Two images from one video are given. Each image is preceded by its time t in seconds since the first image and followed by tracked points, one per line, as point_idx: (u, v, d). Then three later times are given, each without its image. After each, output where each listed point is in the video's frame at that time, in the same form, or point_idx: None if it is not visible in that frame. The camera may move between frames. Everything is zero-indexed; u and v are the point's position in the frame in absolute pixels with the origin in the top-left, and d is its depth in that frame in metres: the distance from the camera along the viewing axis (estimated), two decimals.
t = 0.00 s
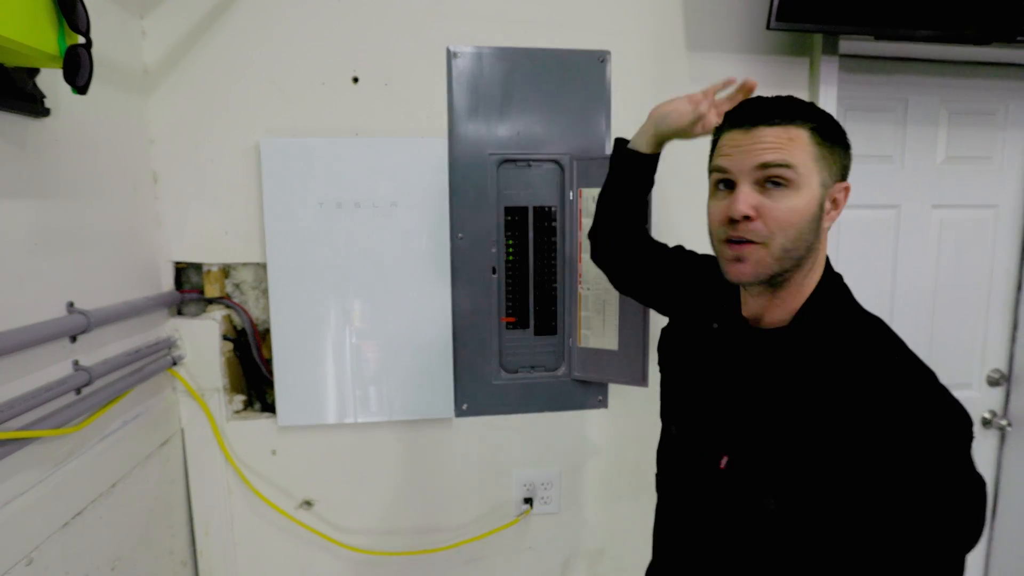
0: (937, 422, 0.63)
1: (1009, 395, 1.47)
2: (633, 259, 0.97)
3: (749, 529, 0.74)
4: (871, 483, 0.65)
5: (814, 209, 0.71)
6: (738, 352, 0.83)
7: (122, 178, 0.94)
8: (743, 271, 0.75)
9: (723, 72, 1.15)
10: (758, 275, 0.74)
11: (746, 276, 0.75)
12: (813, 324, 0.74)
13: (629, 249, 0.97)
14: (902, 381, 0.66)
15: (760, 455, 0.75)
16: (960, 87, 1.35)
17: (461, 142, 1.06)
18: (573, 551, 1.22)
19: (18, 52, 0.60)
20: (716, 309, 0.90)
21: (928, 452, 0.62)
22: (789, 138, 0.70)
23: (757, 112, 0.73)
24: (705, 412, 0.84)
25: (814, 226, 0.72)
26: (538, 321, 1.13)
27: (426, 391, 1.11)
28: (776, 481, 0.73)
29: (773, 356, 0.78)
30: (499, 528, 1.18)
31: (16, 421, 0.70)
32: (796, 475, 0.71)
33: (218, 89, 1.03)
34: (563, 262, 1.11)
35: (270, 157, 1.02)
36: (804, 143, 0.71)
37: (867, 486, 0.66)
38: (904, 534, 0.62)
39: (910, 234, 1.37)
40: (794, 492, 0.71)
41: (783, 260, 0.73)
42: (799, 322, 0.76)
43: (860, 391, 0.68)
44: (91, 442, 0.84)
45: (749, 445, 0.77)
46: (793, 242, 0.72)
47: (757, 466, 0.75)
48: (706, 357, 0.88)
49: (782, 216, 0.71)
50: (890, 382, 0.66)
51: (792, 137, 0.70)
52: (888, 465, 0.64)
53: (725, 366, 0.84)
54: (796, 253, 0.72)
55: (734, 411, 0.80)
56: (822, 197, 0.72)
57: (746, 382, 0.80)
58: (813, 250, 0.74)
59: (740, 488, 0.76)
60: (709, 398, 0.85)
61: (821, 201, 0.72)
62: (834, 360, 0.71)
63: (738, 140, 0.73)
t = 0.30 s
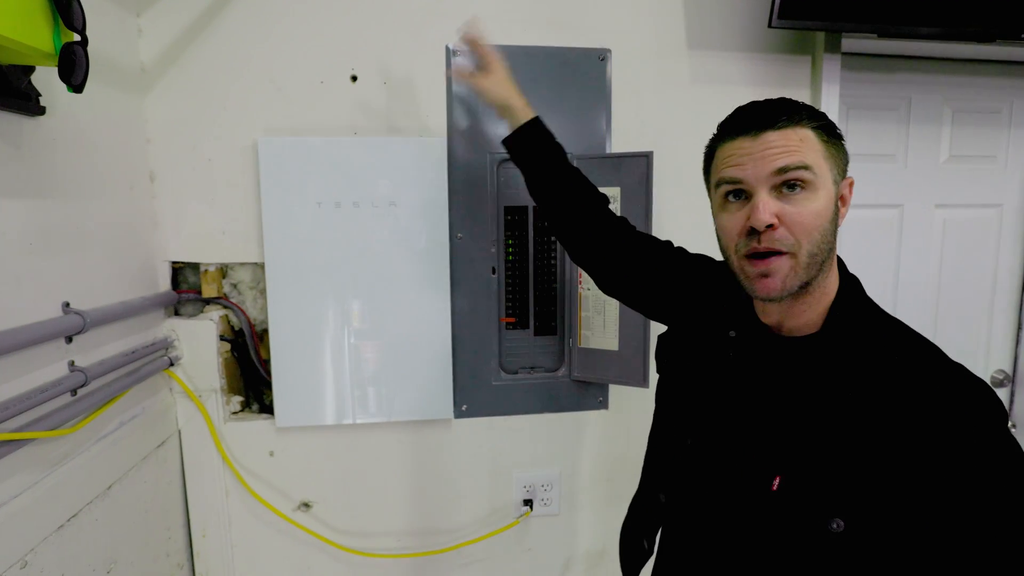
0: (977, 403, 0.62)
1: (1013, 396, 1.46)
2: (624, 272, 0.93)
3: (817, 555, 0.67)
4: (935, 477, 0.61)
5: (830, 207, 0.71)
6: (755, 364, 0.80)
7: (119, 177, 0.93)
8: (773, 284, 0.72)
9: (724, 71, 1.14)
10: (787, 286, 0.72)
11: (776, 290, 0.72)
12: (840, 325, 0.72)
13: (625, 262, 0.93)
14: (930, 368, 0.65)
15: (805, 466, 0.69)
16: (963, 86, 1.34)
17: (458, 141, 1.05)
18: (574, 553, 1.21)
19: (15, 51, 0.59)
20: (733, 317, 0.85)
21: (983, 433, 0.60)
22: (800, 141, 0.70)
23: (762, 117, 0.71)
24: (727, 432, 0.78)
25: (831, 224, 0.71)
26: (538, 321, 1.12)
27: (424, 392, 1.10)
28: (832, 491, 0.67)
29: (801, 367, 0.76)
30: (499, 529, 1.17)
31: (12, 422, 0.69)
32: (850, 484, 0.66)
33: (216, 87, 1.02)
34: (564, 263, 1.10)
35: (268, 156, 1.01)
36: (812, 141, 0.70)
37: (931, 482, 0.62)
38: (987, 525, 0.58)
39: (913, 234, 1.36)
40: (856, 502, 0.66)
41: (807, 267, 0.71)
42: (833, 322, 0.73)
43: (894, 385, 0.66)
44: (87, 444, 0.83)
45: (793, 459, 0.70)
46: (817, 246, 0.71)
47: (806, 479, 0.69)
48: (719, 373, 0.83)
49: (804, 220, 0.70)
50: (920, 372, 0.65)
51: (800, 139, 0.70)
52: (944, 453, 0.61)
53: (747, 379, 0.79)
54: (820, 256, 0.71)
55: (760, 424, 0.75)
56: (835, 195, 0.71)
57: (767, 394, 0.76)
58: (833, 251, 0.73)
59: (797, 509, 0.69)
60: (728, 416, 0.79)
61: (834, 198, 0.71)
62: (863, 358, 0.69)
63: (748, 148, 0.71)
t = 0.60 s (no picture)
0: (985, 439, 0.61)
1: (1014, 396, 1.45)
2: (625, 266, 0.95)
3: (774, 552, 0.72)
4: (905, 499, 0.63)
5: (730, 216, 0.75)
6: (753, 364, 0.81)
7: (119, 177, 0.93)
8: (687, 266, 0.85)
9: (724, 71, 1.14)
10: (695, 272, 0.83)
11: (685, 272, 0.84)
12: (832, 336, 0.73)
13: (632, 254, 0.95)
14: (940, 393, 0.64)
15: (780, 471, 0.73)
16: (963, 86, 1.34)
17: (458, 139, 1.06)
18: (574, 553, 1.20)
19: (14, 50, 0.59)
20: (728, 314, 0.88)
21: (982, 470, 0.59)
22: (715, 149, 0.75)
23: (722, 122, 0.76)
24: (716, 426, 0.82)
25: (732, 233, 0.75)
26: (538, 321, 1.12)
27: (424, 393, 1.10)
28: (800, 499, 0.71)
29: (792, 366, 0.76)
30: (499, 530, 1.17)
31: (11, 422, 0.69)
32: (830, 480, 0.70)
33: (216, 88, 1.02)
34: (564, 263, 1.10)
35: (267, 156, 1.01)
36: (727, 153, 0.74)
37: (901, 503, 0.64)
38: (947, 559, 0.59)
39: (913, 233, 1.36)
40: (818, 512, 0.70)
41: (704, 262, 0.80)
42: (815, 334, 0.74)
43: (898, 404, 0.66)
44: (87, 444, 0.83)
45: (779, 454, 0.74)
46: (712, 247, 0.78)
47: (780, 484, 0.73)
48: (712, 367, 0.86)
49: (699, 220, 0.78)
50: (928, 395, 0.65)
51: (717, 148, 0.75)
52: (883, 488, 0.65)
53: (736, 376, 0.82)
54: (716, 257, 0.78)
55: (753, 425, 0.78)
56: (739, 206, 0.74)
57: (766, 395, 0.78)
58: (743, 258, 0.76)
59: (778, 497, 0.73)
60: (722, 412, 0.82)
61: (740, 209, 0.74)
62: (861, 370, 0.70)
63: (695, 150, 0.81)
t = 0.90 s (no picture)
0: (926, 463, 0.67)
1: (1013, 396, 1.46)
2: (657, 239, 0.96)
3: (711, 528, 0.82)
4: (830, 501, 0.70)
5: (706, 211, 0.80)
6: (733, 358, 0.85)
7: (119, 177, 0.93)
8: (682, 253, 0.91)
9: (724, 70, 1.14)
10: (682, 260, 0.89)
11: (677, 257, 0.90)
12: (798, 341, 0.76)
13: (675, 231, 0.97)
14: (901, 413, 0.68)
15: (735, 459, 0.81)
16: (963, 86, 1.34)
17: (458, 139, 1.06)
18: (574, 553, 1.20)
19: (14, 50, 0.59)
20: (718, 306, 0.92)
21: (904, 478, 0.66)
22: (702, 146, 0.80)
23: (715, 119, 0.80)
24: (696, 412, 0.88)
25: (707, 227, 0.81)
26: (538, 321, 1.12)
27: (424, 393, 1.10)
28: (741, 486, 0.79)
29: (762, 363, 0.80)
30: (499, 530, 1.17)
31: (11, 422, 0.69)
32: (785, 467, 0.75)
33: (216, 88, 1.02)
34: (564, 262, 1.10)
35: (267, 157, 1.01)
36: (710, 150, 0.79)
37: (826, 505, 0.71)
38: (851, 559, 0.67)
39: (913, 233, 1.36)
40: (753, 499, 0.78)
41: (686, 252, 0.86)
42: (774, 338, 0.79)
43: (856, 417, 0.69)
44: (87, 444, 0.83)
45: (744, 438, 0.80)
46: (692, 237, 0.84)
47: (732, 471, 0.81)
48: (700, 350, 0.91)
49: (687, 211, 0.85)
50: (888, 411, 0.68)
51: (703, 145, 0.80)
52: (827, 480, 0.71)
53: (717, 362, 0.87)
54: (694, 247, 0.84)
55: (726, 415, 0.83)
56: (714, 203, 0.79)
57: (742, 389, 0.82)
58: (717, 251, 0.81)
59: (740, 476, 0.80)
60: (703, 400, 0.87)
61: (715, 206, 0.79)
62: (821, 369, 0.73)
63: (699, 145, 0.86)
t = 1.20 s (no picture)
0: (904, 458, 0.67)
1: (1013, 396, 1.46)
2: (652, 240, 0.96)
3: (700, 522, 0.84)
4: (798, 498, 0.71)
5: (690, 210, 0.81)
6: (721, 356, 0.86)
7: (119, 177, 0.93)
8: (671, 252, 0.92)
9: (724, 70, 1.14)
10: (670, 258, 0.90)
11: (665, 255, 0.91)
12: (778, 339, 0.76)
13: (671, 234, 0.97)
14: (881, 407, 0.68)
15: (719, 455, 0.81)
16: (963, 86, 1.34)
17: (458, 139, 1.06)
18: (574, 553, 1.20)
19: (14, 50, 0.59)
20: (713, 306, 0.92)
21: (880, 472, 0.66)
22: (688, 147, 0.82)
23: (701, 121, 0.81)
24: (685, 409, 0.89)
25: (691, 226, 0.82)
26: (538, 321, 1.12)
27: (424, 393, 1.10)
28: (725, 481, 0.80)
29: (744, 362, 0.81)
30: (499, 530, 1.17)
31: (11, 422, 0.69)
32: (768, 466, 0.75)
33: (216, 88, 1.02)
34: (564, 262, 1.10)
35: (267, 156, 1.01)
36: (696, 151, 0.80)
37: (804, 500, 0.71)
38: (818, 554, 0.68)
39: (913, 233, 1.36)
40: (736, 494, 0.78)
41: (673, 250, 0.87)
42: (758, 336, 0.79)
43: (837, 412, 0.69)
44: (87, 444, 0.83)
45: (730, 435, 0.80)
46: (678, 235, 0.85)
47: (717, 466, 0.81)
48: (694, 350, 0.91)
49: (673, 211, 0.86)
50: (869, 406, 0.68)
51: (689, 145, 0.82)
52: (808, 479, 0.70)
53: (709, 361, 0.87)
54: (681, 246, 0.85)
55: (713, 412, 0.84)
56: (698, 203, 0.80)
57: (728, 386, 0.82)
58: (702, 250, 0.82)
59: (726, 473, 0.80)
60: (692, 397, 0.88)
61: (699, 206, 0.80)
62: (803, 367, 0.73)
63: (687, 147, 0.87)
